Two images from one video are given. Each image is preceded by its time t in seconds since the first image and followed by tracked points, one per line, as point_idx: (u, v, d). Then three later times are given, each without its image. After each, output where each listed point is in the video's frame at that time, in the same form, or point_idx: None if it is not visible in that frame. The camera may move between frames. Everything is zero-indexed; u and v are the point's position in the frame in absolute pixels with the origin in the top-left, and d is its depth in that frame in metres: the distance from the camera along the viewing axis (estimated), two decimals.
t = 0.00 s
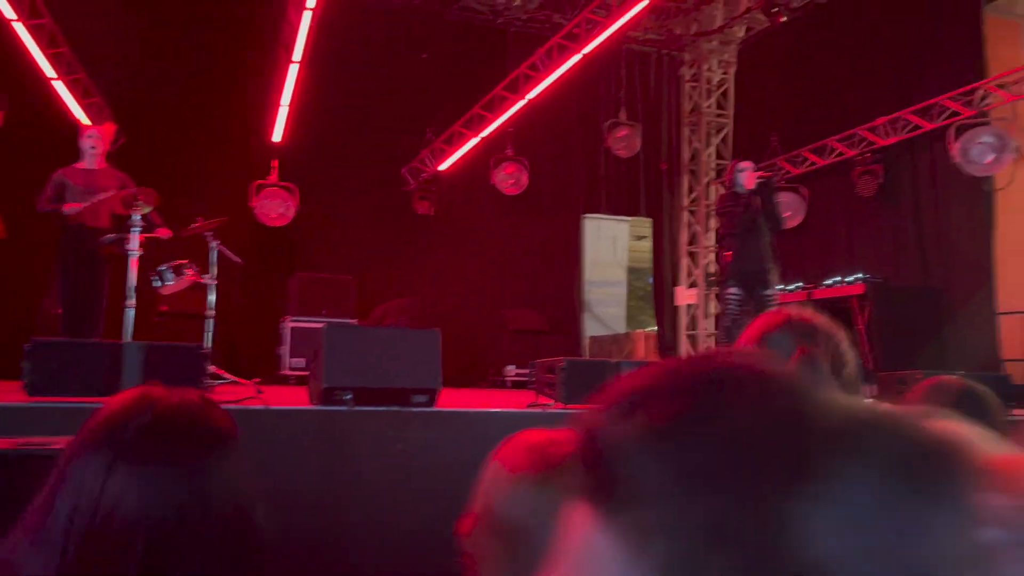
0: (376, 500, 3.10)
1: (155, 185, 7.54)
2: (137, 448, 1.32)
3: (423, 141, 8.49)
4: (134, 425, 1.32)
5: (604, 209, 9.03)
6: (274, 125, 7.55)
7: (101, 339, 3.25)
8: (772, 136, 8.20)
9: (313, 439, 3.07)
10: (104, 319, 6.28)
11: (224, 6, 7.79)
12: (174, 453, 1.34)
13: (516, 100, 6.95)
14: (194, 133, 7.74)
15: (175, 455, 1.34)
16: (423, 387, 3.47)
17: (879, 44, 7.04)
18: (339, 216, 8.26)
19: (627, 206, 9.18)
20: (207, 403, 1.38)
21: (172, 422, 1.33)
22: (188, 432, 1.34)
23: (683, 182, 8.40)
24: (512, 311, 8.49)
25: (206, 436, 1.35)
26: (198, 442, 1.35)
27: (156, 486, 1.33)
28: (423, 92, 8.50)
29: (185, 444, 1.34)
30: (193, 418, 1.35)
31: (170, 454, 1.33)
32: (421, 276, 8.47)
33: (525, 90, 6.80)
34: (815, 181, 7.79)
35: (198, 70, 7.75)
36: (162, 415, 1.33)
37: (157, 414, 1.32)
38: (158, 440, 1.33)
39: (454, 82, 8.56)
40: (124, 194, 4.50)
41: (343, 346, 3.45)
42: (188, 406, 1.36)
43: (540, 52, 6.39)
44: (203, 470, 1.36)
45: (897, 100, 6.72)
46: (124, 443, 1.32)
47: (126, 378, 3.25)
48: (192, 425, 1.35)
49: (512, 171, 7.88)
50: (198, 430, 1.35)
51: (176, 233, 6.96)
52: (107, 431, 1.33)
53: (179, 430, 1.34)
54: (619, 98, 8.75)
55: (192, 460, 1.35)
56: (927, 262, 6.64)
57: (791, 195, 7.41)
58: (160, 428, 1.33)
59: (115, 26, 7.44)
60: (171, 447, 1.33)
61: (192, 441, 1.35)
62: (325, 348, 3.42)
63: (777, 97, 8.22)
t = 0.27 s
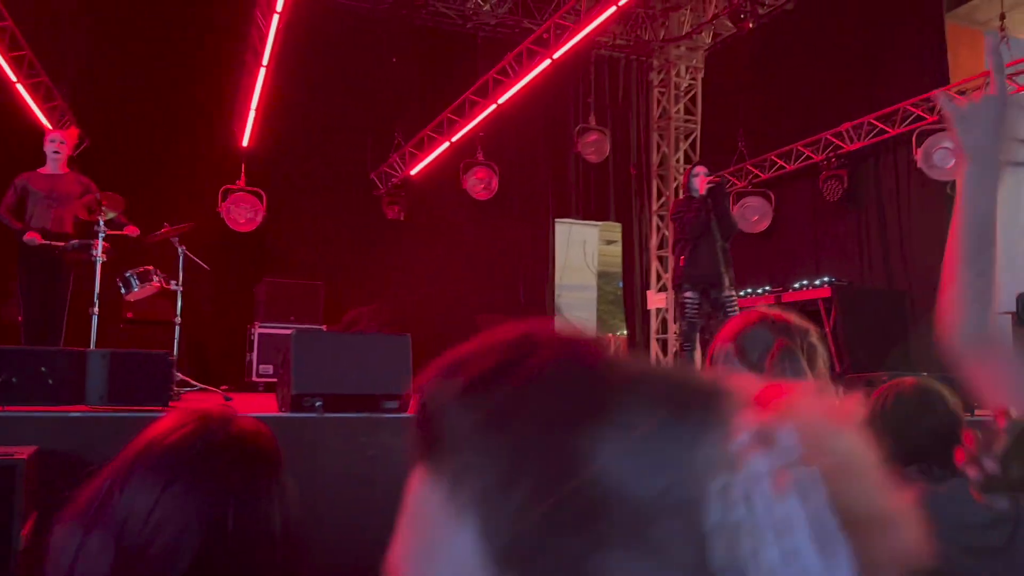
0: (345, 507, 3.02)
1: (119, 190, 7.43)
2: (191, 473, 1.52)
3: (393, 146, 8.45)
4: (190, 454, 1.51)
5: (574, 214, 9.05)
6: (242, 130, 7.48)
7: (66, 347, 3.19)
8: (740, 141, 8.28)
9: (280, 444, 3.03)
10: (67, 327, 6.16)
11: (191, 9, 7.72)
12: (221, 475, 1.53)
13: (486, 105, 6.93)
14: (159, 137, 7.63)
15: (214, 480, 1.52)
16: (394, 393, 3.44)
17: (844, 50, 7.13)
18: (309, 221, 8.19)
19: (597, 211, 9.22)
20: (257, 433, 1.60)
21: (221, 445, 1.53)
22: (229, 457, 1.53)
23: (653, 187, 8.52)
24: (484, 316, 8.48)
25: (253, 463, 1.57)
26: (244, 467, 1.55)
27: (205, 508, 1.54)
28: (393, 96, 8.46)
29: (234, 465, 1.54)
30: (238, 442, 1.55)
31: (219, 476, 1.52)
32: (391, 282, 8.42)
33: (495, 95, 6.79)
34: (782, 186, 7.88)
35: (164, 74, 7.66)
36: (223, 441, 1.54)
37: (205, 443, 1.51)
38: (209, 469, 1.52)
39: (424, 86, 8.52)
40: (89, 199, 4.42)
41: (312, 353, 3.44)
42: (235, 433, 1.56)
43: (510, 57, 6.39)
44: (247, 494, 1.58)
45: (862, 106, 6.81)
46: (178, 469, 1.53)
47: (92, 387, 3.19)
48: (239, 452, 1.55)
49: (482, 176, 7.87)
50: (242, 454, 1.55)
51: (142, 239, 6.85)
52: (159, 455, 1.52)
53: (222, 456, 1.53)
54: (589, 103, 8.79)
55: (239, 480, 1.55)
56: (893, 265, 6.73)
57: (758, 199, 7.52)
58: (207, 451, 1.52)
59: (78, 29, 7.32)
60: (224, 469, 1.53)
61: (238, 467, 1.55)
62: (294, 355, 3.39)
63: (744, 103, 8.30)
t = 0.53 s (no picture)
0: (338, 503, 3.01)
1: (112, 190, 7.40)
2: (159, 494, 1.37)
3: (387, 145, 8.44)
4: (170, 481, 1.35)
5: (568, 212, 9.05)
6: (235, 129, 7.45)
7: (59, 347, 3.17)
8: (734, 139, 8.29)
9: (274, 442, 3.02)
10: (60, 328, 6.13)
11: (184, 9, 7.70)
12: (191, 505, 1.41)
13: (480, 103, 6.92)
14: (152, 137, 7.61)
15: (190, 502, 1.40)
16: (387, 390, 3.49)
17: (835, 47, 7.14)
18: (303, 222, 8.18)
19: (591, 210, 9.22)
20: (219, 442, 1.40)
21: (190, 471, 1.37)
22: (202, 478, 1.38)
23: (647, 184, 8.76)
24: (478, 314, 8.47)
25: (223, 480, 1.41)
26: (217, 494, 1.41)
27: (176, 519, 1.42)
28: (386, 95, 8.45)
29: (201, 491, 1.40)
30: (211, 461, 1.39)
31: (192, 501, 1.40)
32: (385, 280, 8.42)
33: (489, 93, 6.78)
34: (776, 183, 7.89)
35: (156, 74, 7.63)
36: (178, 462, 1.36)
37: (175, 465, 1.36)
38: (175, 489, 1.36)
39: (417, 85, 8.52)
40: (81, 199, 4.41)
41: (305, 351, 3.44)
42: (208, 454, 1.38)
43: (503, 55, 6.38)
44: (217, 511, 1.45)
45: (854, 103, 6.82)
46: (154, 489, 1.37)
47: (84, 387, 3.18)
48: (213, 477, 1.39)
49: (476, 174, 7.86)
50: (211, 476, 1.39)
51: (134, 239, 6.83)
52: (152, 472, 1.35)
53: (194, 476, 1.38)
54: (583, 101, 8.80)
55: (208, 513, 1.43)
56: (886, 261, 6.75)
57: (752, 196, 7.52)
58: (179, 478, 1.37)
59: (69, 29, 7.29)
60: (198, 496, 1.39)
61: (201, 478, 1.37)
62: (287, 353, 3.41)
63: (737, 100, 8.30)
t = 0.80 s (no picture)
0: (349, 497, 3.01)
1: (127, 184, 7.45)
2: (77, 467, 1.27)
3: (400, 139, 8.44)
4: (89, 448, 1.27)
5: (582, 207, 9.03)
6: (249, 124, 7.47)
7: (73, 341, 3.19)
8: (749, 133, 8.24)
9: (287, 440, 2.96)
10: (76, 322, 6.18)
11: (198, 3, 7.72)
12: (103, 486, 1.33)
13: (494, 98, 6.90)
14: (167, 131, 7.64)
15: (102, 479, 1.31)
16: (401, 385, 3.46)
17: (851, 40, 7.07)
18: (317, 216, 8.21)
19: (604, 204, 9.19)
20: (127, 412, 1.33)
21: (107, 444, 1.29)
22: (115, 451, 1.31)
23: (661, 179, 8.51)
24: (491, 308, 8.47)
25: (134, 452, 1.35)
26: (126, 472, 1.35)
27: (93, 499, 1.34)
28: (400, 89, 8.44)
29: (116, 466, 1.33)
30: (130, 430, 1.33)
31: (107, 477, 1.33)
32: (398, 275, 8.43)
33: (503, 88, 6.76)
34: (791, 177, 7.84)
35: (171, 69, 7.67)
36: (92, 433, 1.28)
37: (95, 438, 1.28)
38: (92, 462, 1.28)
39: (430, 80, 8.52)
40: (97, 193, 4.44)
41: (319, 345, 3.43)
42: (121, 424, 1.31)
43: (516, 49, 6.36)
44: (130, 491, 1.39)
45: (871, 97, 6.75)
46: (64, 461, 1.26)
47: (100, 380, 3.20)
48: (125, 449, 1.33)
49: (489, 169, 7.84)
50: (126, 448, 1.33)
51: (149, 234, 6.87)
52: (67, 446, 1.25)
53: (108, 450, 1.30)
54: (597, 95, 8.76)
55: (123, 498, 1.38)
56: (902, 256, 6.69)
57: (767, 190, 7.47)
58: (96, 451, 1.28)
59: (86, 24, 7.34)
60: (107, 473, 1.32)
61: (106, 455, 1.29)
62: (302, 349, 3.38)
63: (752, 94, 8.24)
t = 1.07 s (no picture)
0: (378, 486, 3.07)
1: (162, 177, 7.56)
2: None
3: (430, 133, 8.48)
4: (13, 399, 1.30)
5: (610, 201, 9.00)
6: (281, 117, 7.55)
7: (107, 330, 3.25)
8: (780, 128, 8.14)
9: (316, 435, 3.01)
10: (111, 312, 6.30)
11: None
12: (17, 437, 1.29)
13: (523, 91, 6.91)
14: (201, 125, 7.74)
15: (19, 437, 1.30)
16: (428, 377, 3.49)
17: (886, 33, 6.97)
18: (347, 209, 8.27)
19: (634, 199, 9.16)
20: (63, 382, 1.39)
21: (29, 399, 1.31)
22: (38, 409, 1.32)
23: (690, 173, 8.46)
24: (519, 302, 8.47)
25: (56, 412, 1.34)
26: (44, 427, 1.32)
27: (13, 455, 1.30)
28: (429, 83, 8.49)
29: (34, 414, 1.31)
30: (60, 396, 1.35)
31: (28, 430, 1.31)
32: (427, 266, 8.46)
33: (532, 81, 6.76)
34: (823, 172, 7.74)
35: (205, 63, 7.77)
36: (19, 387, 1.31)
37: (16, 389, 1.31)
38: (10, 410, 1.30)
39: (460, 74, 8.55)
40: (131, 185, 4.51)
41: (347, 337, 3.47)
42: (52, 387, 1.36)
43: (546, 43, 6.35)
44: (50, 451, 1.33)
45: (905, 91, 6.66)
46: None
47: (132, 369, 3.25)
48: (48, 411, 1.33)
49: (518, 163, 7.84)
50: (48, 409, 1.33)
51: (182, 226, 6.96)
52: None
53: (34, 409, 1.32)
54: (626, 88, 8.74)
55: (39, 446, 1.31)
56: (936, 253, 6.59)
57: (799, 185, 7.40)
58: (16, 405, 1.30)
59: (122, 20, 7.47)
60: (17, 420, 1.30)
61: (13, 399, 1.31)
62: (330, 339, 3.42)
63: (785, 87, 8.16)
